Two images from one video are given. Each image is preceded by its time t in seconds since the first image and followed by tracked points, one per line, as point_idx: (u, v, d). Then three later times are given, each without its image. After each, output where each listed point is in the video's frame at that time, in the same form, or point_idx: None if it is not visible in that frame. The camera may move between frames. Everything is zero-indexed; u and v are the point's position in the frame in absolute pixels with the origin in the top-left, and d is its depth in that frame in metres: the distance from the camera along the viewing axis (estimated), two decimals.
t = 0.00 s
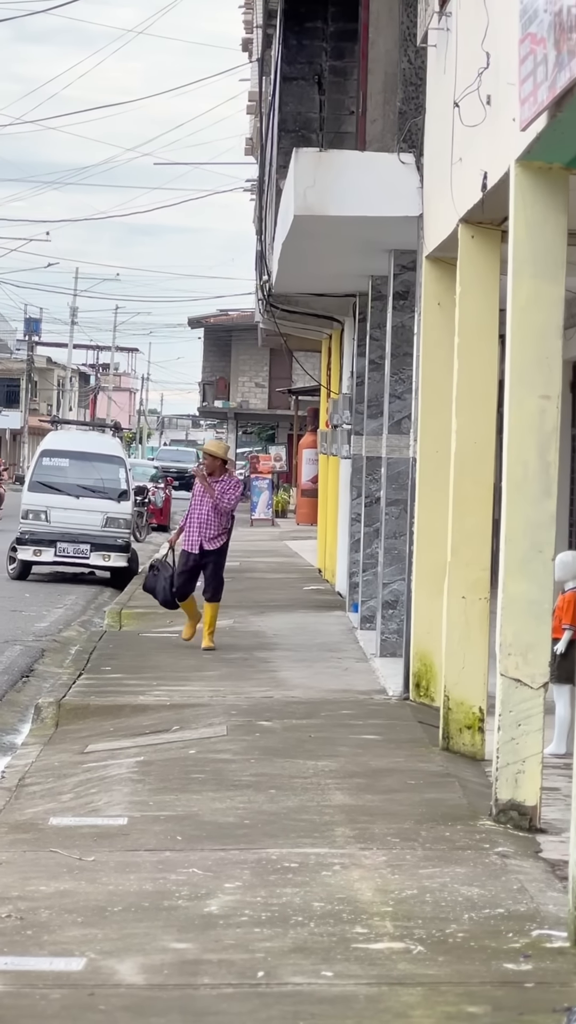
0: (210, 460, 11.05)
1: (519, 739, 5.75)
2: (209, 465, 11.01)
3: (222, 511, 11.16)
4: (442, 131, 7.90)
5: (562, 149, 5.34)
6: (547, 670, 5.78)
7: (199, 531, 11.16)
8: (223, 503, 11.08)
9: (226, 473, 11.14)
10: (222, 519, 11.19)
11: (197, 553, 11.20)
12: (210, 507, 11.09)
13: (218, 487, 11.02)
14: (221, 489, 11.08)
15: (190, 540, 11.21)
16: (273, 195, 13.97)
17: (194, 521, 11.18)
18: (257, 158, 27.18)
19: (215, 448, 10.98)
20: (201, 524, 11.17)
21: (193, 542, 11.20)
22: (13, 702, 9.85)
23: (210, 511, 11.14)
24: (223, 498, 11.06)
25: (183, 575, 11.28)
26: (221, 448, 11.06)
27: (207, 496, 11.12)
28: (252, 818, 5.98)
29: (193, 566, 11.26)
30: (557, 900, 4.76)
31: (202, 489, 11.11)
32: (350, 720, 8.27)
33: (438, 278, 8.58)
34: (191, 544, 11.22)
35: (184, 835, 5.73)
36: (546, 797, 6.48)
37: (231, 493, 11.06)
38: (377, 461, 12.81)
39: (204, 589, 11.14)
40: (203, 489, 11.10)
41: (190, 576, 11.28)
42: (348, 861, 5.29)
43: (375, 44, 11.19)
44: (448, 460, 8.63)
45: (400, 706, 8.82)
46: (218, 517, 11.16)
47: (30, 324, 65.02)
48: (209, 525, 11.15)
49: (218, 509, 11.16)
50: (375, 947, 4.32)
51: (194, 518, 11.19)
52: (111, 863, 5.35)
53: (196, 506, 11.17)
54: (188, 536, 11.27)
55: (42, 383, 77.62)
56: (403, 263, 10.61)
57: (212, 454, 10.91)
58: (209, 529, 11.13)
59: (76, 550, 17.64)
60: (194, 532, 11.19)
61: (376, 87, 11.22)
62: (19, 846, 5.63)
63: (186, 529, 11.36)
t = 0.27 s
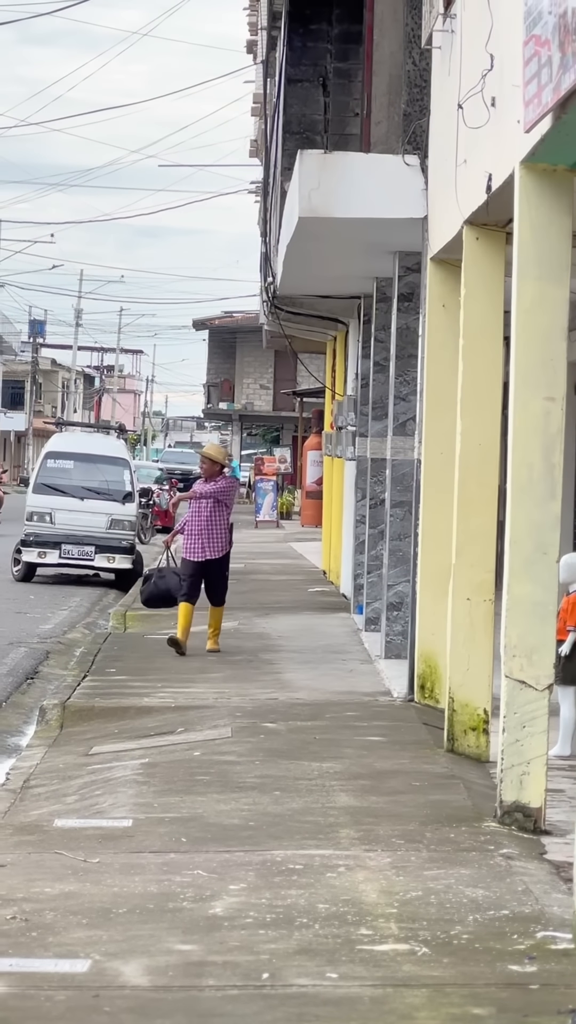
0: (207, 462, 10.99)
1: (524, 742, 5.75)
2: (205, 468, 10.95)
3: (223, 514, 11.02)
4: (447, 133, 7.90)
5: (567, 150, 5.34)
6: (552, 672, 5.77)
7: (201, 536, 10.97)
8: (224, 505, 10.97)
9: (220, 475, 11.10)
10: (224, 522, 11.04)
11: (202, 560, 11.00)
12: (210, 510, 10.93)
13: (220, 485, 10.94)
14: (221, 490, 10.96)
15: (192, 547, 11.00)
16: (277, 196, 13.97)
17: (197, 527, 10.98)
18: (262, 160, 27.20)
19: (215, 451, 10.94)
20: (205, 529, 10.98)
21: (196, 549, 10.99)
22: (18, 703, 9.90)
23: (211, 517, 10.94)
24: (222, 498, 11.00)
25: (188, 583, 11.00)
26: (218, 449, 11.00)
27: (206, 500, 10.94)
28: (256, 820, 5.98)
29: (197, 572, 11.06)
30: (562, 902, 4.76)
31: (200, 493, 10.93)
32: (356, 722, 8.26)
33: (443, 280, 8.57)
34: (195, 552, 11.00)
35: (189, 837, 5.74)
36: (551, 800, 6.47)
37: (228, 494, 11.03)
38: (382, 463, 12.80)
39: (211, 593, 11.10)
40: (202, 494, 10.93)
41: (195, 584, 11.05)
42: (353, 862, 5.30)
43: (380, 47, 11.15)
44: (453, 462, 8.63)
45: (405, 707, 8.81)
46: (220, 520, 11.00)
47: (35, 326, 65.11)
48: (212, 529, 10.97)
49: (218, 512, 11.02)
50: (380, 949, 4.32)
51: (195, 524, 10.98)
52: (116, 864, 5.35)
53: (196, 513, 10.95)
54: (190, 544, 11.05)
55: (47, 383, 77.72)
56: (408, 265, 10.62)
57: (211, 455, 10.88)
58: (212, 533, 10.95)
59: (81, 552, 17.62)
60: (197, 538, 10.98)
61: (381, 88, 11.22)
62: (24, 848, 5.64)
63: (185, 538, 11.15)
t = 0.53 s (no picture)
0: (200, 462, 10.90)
1: (530, 744, 5.76)
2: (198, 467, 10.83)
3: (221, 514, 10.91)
4: (453, 136, 7.91)
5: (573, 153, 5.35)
6: (559, 676, 5.77)
7: (197, 537, 10.86)
8: (220, 504, 10.85)
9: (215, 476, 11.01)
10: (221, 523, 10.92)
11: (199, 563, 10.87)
12: (205, 510, 10.83)
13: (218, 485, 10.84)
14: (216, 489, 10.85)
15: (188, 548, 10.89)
16: (284, 200, 13.99)
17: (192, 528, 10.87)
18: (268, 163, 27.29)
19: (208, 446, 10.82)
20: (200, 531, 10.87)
21: (193, 551, 10.87)
22: (25, 703, 9.97)
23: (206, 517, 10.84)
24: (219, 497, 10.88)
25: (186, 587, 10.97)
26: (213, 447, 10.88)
27: (201, 500, 10.86)
28: (263, 823, 5.99)
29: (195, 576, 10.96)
30: (568, 905, 4.75)
31: (194, 493, 10.86)
32: (362, 725, 8.26)
33: (449, 284, 8.58)
34: (192, 555, 10.87)
35: (196, 839, 5.74)
36: (558, 802, 6.47)
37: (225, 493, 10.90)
38: (389, 466, 12.81)
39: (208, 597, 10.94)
40: (196, 494, 10.85)
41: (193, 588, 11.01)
42: (360, 864, 5.30)
43: (387, 50, 11.14)
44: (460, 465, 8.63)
45: (411, 710, 8.82)
46: (216, 521, 10.89)
47: (41, 329, 65.29)
48: (207, 530, 10.86)
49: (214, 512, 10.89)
50: (387, 952, 4.32)
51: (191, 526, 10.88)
52: (123, 867, 5.36)
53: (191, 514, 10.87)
54: (186, 547, 10.92)
55: (53, 387, 77.84)
56: (414, 268, 10.63)
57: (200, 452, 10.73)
58: (208, 533, 10.83)
59: (87, 555, 17.62)
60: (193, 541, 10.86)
61: (387, 91, 11.21)
62: (31, 851, 5.64)
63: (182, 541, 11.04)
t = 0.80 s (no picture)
0: (215, 471, 10.86)
1: (538, 747, 5.76)
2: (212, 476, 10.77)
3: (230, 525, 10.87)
4: (460, 139, 7.91)
5: None
6: (566, 679, 5.76)
7: (206, 547, 10.81)
8: (230, 515, 10.82)
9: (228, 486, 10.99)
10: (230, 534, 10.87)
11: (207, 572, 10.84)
12: (215, 520, 10.78)
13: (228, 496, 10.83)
14: (226, 501, 10.81)
15: (196, 557, 10.84)
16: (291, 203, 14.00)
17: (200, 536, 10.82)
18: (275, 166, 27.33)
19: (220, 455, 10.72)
20: (209, 539, 10.82)
21: (201, 560, 10.84)
22: (32, 709, 9.91)
23: (216, 528, 10.79)
24: (229, 509, 10.85)
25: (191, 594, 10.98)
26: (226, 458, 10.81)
27: (212, 510, 10.81)
28: (271, 826, 5.98)
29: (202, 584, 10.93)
30: None
31: (205, 502, 10.81)
32: (369, 728, 8.25)
33: (456, 286, 8.57)
34: (200, 564, 10.84)
35: (203, 843, 5.74)
36: (565, 805, 6.46)
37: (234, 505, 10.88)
38: (396, 469, 12.80)
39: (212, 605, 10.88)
40: (207, 504, 10.80)
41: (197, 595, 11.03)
42: (367, 868, 5.29)
43: (394, 53, 11.15)
44: (467, 468, 8.63)
45: (418, 712, 8.81)
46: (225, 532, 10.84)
47: (49, 332, 65.33)
48: (216, 541, 10.81)
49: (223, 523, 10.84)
50: (394, 954, 4.32)
51: (200, 535, 10.82)
52: (131, 870, 5.36)
53: (201, 522, 10.82)
54: (193, 555, 10.88)
55: (61, 390, 77.91)
56: (422, 271, 10.64)
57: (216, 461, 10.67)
58: (217, 544, 10.79)
59: (95, 558, 17.67)
60: (202, 549, 10.82)
61: (395, 94, 11.23)
62: (39, 854, 5.65)
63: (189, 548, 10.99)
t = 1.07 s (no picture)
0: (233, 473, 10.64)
1: (545, 751, 5.75)
2: (229, 479, 10.61)
3: (242, 527, 10.73)
4: (468, 143, 7.91)
5: None
6: (574, 683, 5.75)
7: (216, 548, 10.69)
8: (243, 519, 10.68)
9: (245, 487, 10.80)
10: (241, 537, 10.75)
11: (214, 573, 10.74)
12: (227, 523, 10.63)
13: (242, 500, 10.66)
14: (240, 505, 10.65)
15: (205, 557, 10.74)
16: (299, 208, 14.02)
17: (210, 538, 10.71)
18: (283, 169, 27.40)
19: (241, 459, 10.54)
20: (220, 542, 10.71)
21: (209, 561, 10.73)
22: (40, 711, 9.94)
23: (227, 530, 10.66)
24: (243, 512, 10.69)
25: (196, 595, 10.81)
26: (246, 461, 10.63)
27: (225, 512, 10.65)
28: (278, 830, 5.98)
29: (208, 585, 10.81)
30: None
31: (219, 504, 10.64)
32: (377, 731, 8.24)
33: (464, 290, 8.58)
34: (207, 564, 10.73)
35: (211, 846, 5.74)
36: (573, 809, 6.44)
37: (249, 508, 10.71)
38: (404, 473, 12.79)
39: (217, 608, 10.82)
40: (220, 506, 10.63)
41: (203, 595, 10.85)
42: (375, 872, 5.29)
43: (401, 57, 11.15)
44: (475, 471, 8.63)
45: (426, 716, 8.80)
46: (236, 534, 10.70)
47: (57, 337, 65.38)
48: (226, 543, 10.68)
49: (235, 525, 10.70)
50: (402, 958, 4.32)
51: (210, 535, 10.70)
52: (138, 874, 5.36)
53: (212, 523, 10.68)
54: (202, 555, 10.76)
55: (69, 394, 78.04)
56: (429, 275, 10.65)
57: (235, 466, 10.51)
58: (226, 546, 10.67)
59: (103, 561, 17.71)
60: (211, 551, 10.72)
61: (402, 98, 11.25)
62: (46, 858, 5.65)
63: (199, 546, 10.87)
